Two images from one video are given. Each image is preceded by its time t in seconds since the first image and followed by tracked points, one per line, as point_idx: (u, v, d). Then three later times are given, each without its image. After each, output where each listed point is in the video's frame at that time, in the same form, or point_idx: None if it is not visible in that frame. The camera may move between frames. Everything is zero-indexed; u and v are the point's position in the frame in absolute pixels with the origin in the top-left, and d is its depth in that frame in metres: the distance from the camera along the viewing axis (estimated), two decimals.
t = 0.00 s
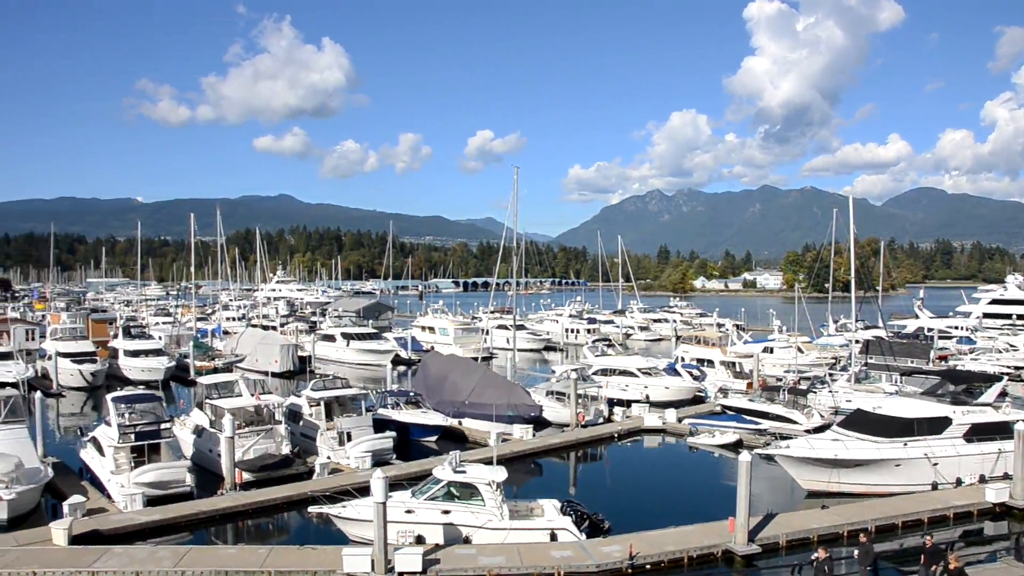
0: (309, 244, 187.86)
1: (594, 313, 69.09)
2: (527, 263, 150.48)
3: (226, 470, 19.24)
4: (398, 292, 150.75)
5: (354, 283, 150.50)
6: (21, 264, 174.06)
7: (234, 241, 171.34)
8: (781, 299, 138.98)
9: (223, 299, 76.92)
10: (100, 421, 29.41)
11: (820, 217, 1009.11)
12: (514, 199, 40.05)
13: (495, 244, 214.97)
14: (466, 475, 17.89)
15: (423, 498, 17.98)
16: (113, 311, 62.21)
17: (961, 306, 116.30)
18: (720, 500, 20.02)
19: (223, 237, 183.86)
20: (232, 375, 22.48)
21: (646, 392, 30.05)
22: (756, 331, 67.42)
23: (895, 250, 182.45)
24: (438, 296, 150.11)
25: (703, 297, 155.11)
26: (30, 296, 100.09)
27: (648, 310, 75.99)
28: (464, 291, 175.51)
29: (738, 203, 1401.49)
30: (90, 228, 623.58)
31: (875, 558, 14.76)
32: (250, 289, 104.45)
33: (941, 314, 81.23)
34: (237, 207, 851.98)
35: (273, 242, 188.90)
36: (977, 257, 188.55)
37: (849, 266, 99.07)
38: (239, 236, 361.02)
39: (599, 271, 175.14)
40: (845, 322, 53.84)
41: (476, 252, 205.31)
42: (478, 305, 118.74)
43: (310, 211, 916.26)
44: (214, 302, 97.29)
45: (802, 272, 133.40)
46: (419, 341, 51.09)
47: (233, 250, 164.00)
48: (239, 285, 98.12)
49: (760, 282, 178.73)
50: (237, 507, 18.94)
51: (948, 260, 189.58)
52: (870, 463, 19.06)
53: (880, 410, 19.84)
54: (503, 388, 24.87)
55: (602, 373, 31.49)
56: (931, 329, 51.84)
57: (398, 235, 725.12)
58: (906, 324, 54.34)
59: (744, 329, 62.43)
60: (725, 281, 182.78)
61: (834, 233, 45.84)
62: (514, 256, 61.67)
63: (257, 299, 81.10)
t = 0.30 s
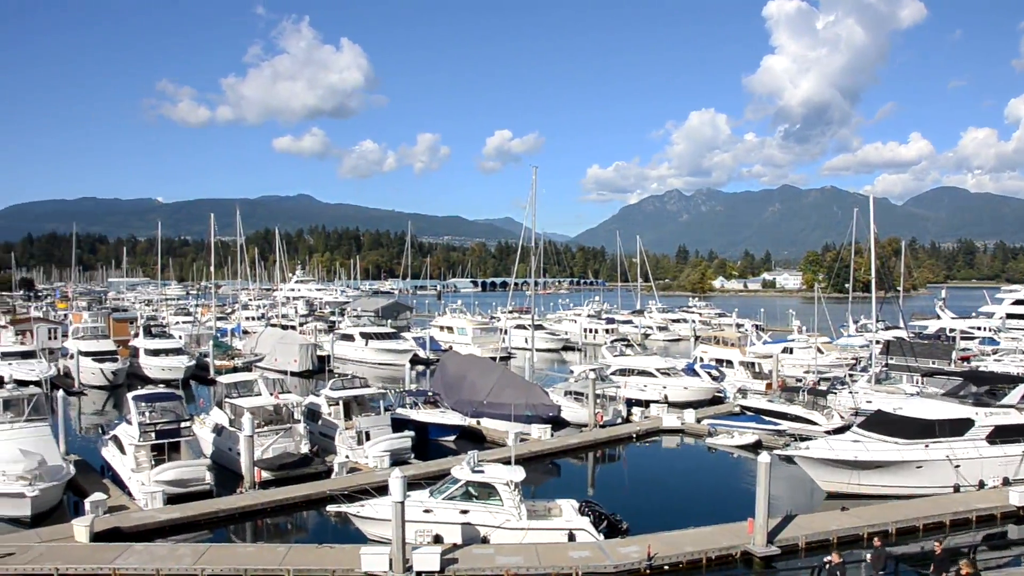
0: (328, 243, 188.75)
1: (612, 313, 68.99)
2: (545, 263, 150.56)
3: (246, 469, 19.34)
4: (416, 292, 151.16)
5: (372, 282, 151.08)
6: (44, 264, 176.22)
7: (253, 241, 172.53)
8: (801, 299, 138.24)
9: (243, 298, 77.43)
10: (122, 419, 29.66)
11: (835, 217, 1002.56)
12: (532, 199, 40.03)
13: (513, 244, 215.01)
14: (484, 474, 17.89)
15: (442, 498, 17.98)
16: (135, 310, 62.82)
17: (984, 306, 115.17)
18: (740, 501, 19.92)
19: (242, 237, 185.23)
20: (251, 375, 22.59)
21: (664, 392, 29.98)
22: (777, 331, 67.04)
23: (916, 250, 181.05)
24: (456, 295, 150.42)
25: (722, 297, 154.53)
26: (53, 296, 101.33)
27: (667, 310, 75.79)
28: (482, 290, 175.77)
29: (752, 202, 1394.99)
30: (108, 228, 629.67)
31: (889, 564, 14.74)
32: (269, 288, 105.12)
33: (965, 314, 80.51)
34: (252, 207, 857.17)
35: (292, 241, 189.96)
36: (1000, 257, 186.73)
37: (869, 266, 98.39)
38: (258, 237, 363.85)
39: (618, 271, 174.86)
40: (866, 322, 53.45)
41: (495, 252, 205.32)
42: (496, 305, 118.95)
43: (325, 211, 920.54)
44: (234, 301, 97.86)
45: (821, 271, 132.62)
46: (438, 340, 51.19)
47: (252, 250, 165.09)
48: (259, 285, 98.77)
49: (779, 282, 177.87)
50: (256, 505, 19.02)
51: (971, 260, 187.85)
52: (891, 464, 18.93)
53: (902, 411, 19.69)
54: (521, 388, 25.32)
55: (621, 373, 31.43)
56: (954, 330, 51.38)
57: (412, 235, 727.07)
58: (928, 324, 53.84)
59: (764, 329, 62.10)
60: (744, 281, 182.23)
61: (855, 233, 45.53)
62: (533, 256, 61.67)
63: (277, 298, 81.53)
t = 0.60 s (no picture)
0: (349, 243, 189.68)
1: (633, 313, 68.92)
2: (565, 263, 150.57)
3: (267, 468, 19.45)
4: (436, 292, 151.64)
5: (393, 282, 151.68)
6: (69, 264, 178.49)
7: (274, 241, 173.78)
8: (823, 299, 137.43)
9: (265, 298, 78.04)
10: (144, 418, 29.94)
11: (852, 216, 995.24)
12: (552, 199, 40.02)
13: (533, 244, 215.07)
14: (504, 474, 17.90)
15: (461, 497, 17.99)
16: (158, 310, 63.45)
17: (1010, 307, 113.94)
18: (761, 503, 19.82)
19: (263, 237, 186.65)
20: (272, 375, 22.74)
21: (685, 393, 29.89)
22: (798, 332, 66.62)
23: (940, 250, 179.41)
24: (477, 296, 150.73)
25: (744, 297, 154.01)
26: (78, 295, 102.55)
27: (688, 310, 75.64)
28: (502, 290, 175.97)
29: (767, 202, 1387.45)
30: (128, 228, 636.20)
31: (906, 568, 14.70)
32: (291, 287, 105.81)
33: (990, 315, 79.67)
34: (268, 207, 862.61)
35: (313, 242, 191.09)
36: None
37: (893, 266, 97.65)
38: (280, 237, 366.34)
39: (638, 271, 174.49)
40: (889, 323, 53.01)
41: (515, 252, 205.40)
42: (517, 305, 119.08)
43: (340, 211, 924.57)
44: (256, 301, 98.50)
45: (844, 272, 131.77)
46: (458, 340, 51.29)
47: (274, 250, 166.18)
48: (280, 284, 99.42)
49: (802, 282, 176.96)
50: (277, 504, 19.12)
51: (996, 260, 185.91)
52: (914, 466, 18.78)
53: (925, 413, 19.53)
54: (540, 387, 25.26)
55: (641, 373, 31.36)
56: (979, 331, 50.85)
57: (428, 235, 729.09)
58: (953, 326, 53.29)
59: (785, 330, 61.76)
60: (765, 282, 181.52)
61: (877, 233, 45.14)
62: (553, 255, 61.81)
63: (298, 298, 82.02)
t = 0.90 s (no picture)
0: (369, 243, 190.48)
1: (653, 313, 68.83)
2: (585, 263, 150.52)
3: (287, 467, 19.57)
4: (456, 292, 151.98)
5: (413, 281, 152.15)
6: (92, 263, 180.36)
7: (295, 241, 174.91)
8: (845, 300, 136.56)
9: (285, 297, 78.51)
10: (166, 416, 30.18)
11: (869, 216, 987.31)
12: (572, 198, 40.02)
13: (552, 244, 214.84)
14: (524, 474, 17.87)
15: (481, 498, 18.00)
16: (181, 309, 64.00)
17: None
18: (781, 505, 19.72)
19: (284, 237, 187.91)
20: (293, 374, 22.88)
21: (705, 393, 29.82)
22: (819, 333, 66.20)
23: (964, 249, 177.66)
24: (496, 296, 150.93)
25: (764, 297, 153.33)
26: (102, 294, 103.69)
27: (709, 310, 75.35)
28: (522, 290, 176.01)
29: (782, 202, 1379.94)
30: (146, 228, 641.95)
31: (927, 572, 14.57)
32: (311, 287, 106.43)
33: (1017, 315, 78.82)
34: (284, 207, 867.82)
35: (333, 242, 192.10)
36: None
37: (916, 266, 96.88)
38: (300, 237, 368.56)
39: (659, 271, 173.97)
40: (912, 323, 52.55)
41: (535, 252, 205.25)
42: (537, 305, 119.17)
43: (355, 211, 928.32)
44: (277, 300, 99.14)
45: (866, 272, 130.87)
46: (477, 340, 51.35)
47: (295, 250, 167.22)
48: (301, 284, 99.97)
49: (823, 282, 175.96)
50: (297, 503, 19.21)
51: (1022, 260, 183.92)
52: (937, 468, 18.61)
53: (948, 414, 19.33)
54: (560, 388, 25.35)
55: (661, 374, 31.29)
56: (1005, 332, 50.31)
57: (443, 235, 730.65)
58: (977, 326, 52.73)
59: (807, 330, 61.38)
60: (786, 282, 180.70)
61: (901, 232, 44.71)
62: (573, 255, 61.84)
63: (318, 297, 82.46)
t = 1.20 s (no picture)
0: (388, 243, 191.20)
1: (672, 313, 68.78)
2: (604, 263, 150.53)
3: (306, 466, 19.67)
4: (475, 292, 152.28)
5: (432, 281, 152.63)
6: (114, 263, 182.04)
7: (315, 241, 175.90)
8: (866, 300, 135.80)
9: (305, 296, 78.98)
10: (186, 415, 30.40)
11: (886, 216, 980.00)
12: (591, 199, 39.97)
13: (571, 244, 214.64)
14: (542, 474, 17.89)
15: (500, 497, 18.02)
16: (202, 309, 64.54)
17: None
18: (802, 506, 19.61)
19: (303, 237, 189.00)
20: (312, 373, 22.99)
21: (724, 394, 29.71)
22: (840, 333, 65.82)
23: (988, 250, 176.13)
24: (515, 296, 151.15)
25: (785, 298, 152.71)
26: (125, 293, 104.75)
27: (728, 310, 75.14)
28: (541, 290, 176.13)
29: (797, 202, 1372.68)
30: (164, 228, 647.26)
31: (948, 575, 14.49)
32: (331, 287, 106.91)
33: None
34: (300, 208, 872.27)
35: (353, 242, 192.98)
36: None
37: (938, 266, 96.32)
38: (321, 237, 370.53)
39: (679, 271, 173.54)
40: (934, 324, 52.15)
41: (553, 252, 205.23)
42: (556, 305, 119.27)
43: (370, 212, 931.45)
44: (296, 299, 99.73)
45: (887, 272, 130.10)
46: (497, 340, 51.37)
47: (314, 250, 168.06)
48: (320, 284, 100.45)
49: (844, 282, 175.16)
50: (316, 502, 19.28)
51: None
52: (960, 470, 18.43)
53: (971, 416, 19.19)
54: (578, 388, 25.29)
55: (680, 374, 31.21)
56: None
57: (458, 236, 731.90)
58: (1001, 328, 52.22)
59: (828, 331, 61.08)
60: (807, 282, 180.08)
61: (923, 232, 44.39)
62: (592, 255, 61.89)
63: (338, 297, 82.86)
